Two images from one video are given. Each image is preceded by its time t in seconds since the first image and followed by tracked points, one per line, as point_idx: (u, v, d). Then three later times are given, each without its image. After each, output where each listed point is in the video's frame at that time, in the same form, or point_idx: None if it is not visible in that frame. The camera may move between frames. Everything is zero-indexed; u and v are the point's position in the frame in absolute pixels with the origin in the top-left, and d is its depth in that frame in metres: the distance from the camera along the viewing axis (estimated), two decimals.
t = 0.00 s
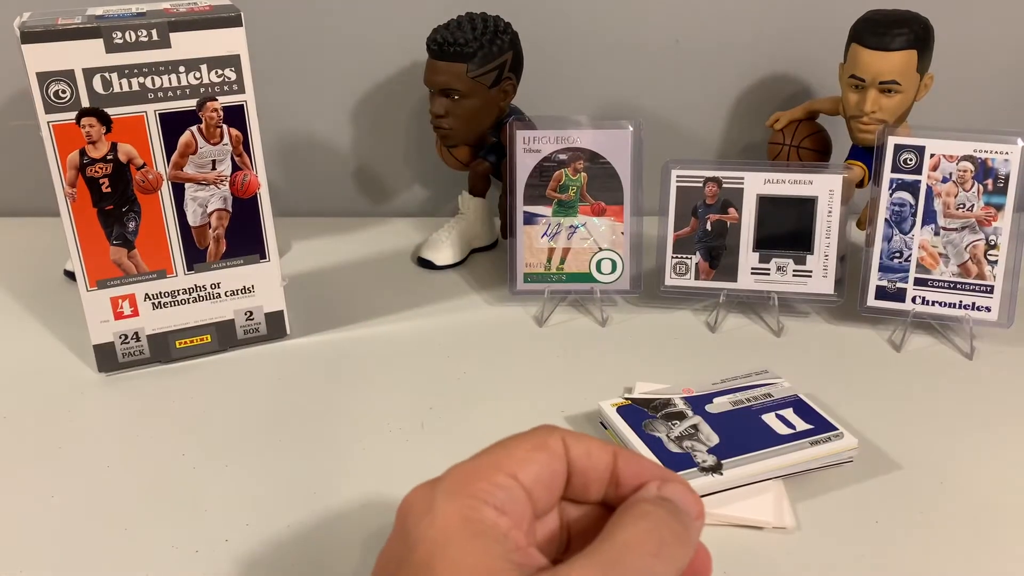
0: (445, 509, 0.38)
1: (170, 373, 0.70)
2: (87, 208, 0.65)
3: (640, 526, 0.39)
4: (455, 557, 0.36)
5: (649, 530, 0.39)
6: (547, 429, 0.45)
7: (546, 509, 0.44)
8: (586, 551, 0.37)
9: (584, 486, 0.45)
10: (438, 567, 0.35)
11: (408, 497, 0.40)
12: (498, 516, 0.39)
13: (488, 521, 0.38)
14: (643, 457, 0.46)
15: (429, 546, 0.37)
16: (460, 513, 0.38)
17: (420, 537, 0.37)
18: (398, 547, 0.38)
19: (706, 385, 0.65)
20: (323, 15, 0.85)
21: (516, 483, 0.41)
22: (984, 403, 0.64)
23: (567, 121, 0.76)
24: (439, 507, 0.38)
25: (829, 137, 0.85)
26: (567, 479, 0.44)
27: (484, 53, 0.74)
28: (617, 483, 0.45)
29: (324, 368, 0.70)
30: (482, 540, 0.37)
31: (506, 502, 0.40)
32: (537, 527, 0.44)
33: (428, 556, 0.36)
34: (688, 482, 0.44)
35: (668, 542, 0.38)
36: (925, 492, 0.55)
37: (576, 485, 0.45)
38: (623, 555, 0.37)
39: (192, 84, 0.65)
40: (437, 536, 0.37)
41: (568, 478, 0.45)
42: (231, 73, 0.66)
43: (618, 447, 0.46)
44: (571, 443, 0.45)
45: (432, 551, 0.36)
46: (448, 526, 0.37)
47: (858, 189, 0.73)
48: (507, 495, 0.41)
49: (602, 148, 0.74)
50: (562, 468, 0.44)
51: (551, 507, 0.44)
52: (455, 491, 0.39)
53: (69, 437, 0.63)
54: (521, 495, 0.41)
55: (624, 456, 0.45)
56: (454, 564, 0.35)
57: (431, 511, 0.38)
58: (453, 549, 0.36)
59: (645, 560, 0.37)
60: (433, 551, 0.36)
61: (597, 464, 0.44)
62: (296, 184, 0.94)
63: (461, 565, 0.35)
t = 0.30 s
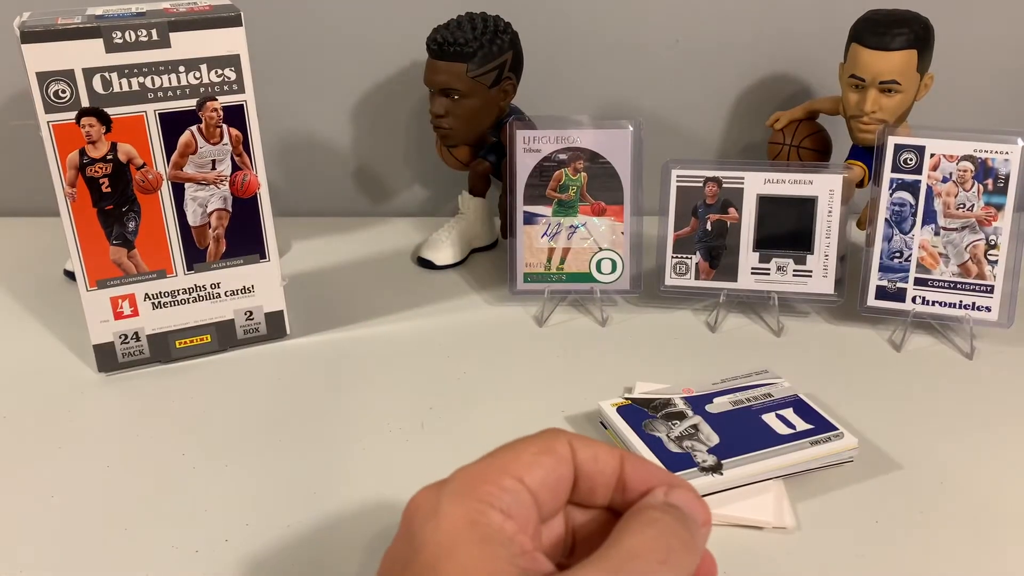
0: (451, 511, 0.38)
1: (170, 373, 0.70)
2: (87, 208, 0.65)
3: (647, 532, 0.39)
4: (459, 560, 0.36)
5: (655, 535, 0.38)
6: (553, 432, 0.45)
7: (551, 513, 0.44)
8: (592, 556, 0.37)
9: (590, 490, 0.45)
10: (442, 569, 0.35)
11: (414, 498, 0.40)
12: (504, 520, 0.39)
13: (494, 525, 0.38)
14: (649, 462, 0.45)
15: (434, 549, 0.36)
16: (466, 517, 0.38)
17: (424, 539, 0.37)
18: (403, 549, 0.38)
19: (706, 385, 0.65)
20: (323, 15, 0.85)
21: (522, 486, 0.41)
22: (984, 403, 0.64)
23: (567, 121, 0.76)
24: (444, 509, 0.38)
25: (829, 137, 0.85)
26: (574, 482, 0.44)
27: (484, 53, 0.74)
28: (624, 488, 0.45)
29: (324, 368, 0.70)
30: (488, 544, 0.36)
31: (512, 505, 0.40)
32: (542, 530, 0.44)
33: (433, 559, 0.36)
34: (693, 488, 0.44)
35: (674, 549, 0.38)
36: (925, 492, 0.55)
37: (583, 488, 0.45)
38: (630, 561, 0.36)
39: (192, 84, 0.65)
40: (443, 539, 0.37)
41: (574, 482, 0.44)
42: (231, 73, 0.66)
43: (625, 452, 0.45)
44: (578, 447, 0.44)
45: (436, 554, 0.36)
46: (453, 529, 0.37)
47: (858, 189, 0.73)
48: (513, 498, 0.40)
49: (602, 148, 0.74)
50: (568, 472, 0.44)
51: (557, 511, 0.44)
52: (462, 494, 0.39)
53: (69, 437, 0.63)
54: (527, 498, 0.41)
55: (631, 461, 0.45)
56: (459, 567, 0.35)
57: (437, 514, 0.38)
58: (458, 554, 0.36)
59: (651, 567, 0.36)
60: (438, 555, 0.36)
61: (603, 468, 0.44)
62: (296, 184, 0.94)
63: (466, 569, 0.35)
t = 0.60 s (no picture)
0: (463, 516, 0.38)
1: (169, 373, 0.70)
2: (87, 208, 0.65)
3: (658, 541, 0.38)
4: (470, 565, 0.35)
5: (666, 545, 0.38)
6: (565, 439, 0.45)
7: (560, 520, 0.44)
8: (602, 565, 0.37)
9: (600, 498, 0.44)
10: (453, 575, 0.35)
11: (426, 501, 0.40)
12: (516, 525, 0.39)
13: (505, 531, 0.38)
14: (661, 471, 0.45)
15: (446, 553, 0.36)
16: (479, 521, 0.38)
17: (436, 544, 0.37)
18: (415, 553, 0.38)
19: (706, 383, 0.65)
20: (323, 15, 0.85)
21: (533, 492, 0.41)
22: (985, 404, 0.64)
23: (567, 120, 0.76)
24: (457, 514, 0.38)
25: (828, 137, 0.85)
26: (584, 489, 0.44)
27: (484, 52, 0.74)
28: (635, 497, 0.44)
29: (323, 368, 0.70)
30: (501, 549, 0.36)
31: (523, 511, 0.40)
32: (551, 537, 0.44)
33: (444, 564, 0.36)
34: (702, 500, 0.44)
35: (685, 559, 0.38)
36: (925, 492, 0.55)
37: (593, 496, 0.44)
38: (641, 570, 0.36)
39: (192, 84, 0.65)
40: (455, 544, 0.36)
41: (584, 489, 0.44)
42: (231, 73, 0.66)
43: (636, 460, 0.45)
44: (589, 455, 0.44)
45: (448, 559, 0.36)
46: (466, 534, 0.37)
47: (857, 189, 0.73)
48: (524, 504, 0.40)
49: (602, 148, 0.74)
50: (579, 479, 0.43)
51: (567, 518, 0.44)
52: (475, 499, 0.39)
53: (69, 437, 0.63)
54: (538, 504, 0.41)
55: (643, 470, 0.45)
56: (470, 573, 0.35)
57: (449, 518, 0.38)
58: (470, 558, 0.36)
59: None
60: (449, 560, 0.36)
61: (614, 477, 0.44)
62: (296, 184, 0.94)
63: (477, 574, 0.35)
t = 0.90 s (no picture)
0: (472, 527, 0.38)
1: (170, 373, 0.70)
2: (87, 209, 0.65)
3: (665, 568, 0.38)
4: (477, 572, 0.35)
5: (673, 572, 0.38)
6: (576, 463, 0.45)
7: (566, 545, 0.44)
8: None
9: (607, 524, 0.44)
10: None
11: (437, 510, 0.40)
12: (521, 542, 0.39)
13: (512, 547, 0.38)
14: (669, 507, 0.45)
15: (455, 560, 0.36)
16: (487, 534, 0.38)
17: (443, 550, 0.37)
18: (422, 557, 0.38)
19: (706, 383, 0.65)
20: (323, 15, 0.85)
21: (542, 511, 0.41)
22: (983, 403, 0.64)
23: (567, 120, 0.76)
24: (467, 523, 0.38)
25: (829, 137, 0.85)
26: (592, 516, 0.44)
27: (484, 52, 0.74)
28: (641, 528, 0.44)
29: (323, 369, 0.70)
30: (507, 563, 0.36)
31: (529, 530, 0.40)
32: (555, 558, 0.43)
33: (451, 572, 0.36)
34: (708, 537, 0.45)
35: None
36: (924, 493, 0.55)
37: (601, 523, 0.44)
38: None
39: (192, 84, 0.65)
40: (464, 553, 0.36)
41: (591, 515, 0.44)
42: (231, 73, 0.66)
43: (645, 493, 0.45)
44: (599, 480, 0.44)
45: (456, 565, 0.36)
46: (475, 544, 0.37)
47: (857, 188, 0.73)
48: (531, 521, 0.40)
49: (602, 148, 0.74)
50: (587, 502, 0.43)
51: (572, 542, 0.44)
52: (483, 513, 0.39)
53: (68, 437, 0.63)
54: (545, 524, 0.41)
55: (651, 503, 0.45)
56: None
57: (459, 527, 0.38)
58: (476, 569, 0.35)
59: None
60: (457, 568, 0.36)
61: (623, 506, 0.44)
62: (296, 184, 0.95)
63: None
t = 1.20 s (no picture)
0: (492, 530, 0.38)
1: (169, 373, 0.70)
2: (88, 209, 0.65)
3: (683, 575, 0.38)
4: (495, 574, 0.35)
5: None
6: (595, 468, 0.44)
7: (582, 550, 0.43)
8: None
9: (624, 530, 0.44)
10: None
11: (454, 511, 0.40)
12: (540, 545, 0.38)
13: (533, 551, 0.37)
14: (685, 517, 0.45)
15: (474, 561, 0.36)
16: (507, 538, 0.37)
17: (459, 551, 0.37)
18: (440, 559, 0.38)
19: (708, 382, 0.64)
20: (323, 14, 0.84)
21: (561, 515, 0.41)
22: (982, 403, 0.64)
23: (567, 120, 0.76)
24: (485, 525, 0.38)
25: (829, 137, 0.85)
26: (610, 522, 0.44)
27: (484, 53, 0.74)
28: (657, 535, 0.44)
29: (322, 369, 0.70)
30: (527, 566, 0.36)
31: (548, 534, 0.39)
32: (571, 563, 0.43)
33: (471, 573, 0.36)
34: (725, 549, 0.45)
35: None
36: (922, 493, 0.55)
37: (618, 529, 0.44)
38: None
39: (192, 84, 0.65)
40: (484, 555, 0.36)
41: (609, 521, 0.44)
42: (231, 73, 0.66)
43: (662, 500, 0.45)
44: (619, 487, 0.44)
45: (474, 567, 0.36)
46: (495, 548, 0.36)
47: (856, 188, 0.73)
48: (550, 525, 0.40)
49: (602, 149, 0.74)
50: (606, 510, 0.43)
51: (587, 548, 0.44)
52: (503, 516, 0.39)
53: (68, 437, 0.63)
54: (563, 529, 0.41)
55: (669, 511, 0.45)
56: None
57: (479, 528, 0.38)
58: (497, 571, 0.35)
59: None
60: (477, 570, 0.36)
61: (641, 513, 0.44)
62: (296, 184, 0.95)
63: None
